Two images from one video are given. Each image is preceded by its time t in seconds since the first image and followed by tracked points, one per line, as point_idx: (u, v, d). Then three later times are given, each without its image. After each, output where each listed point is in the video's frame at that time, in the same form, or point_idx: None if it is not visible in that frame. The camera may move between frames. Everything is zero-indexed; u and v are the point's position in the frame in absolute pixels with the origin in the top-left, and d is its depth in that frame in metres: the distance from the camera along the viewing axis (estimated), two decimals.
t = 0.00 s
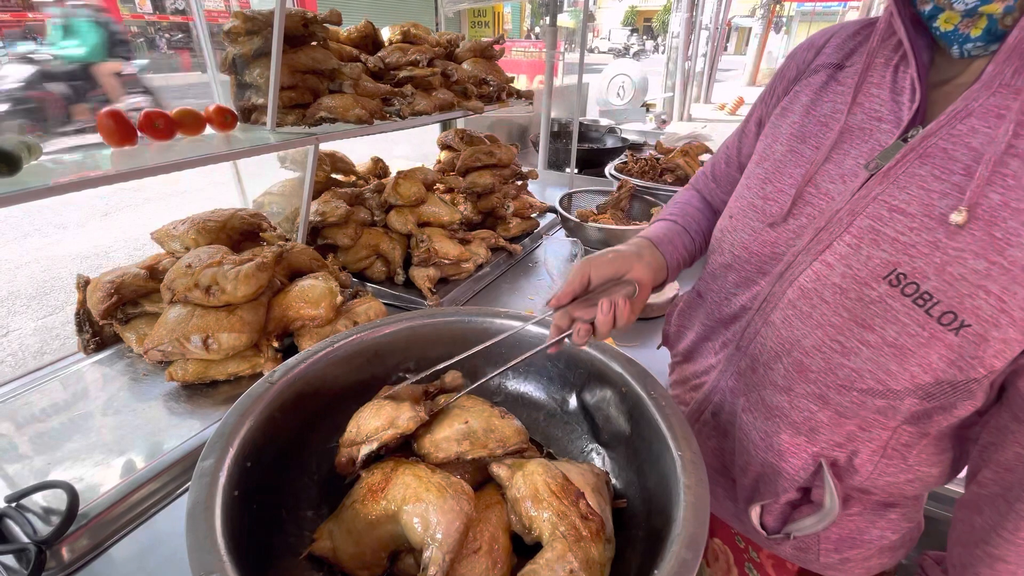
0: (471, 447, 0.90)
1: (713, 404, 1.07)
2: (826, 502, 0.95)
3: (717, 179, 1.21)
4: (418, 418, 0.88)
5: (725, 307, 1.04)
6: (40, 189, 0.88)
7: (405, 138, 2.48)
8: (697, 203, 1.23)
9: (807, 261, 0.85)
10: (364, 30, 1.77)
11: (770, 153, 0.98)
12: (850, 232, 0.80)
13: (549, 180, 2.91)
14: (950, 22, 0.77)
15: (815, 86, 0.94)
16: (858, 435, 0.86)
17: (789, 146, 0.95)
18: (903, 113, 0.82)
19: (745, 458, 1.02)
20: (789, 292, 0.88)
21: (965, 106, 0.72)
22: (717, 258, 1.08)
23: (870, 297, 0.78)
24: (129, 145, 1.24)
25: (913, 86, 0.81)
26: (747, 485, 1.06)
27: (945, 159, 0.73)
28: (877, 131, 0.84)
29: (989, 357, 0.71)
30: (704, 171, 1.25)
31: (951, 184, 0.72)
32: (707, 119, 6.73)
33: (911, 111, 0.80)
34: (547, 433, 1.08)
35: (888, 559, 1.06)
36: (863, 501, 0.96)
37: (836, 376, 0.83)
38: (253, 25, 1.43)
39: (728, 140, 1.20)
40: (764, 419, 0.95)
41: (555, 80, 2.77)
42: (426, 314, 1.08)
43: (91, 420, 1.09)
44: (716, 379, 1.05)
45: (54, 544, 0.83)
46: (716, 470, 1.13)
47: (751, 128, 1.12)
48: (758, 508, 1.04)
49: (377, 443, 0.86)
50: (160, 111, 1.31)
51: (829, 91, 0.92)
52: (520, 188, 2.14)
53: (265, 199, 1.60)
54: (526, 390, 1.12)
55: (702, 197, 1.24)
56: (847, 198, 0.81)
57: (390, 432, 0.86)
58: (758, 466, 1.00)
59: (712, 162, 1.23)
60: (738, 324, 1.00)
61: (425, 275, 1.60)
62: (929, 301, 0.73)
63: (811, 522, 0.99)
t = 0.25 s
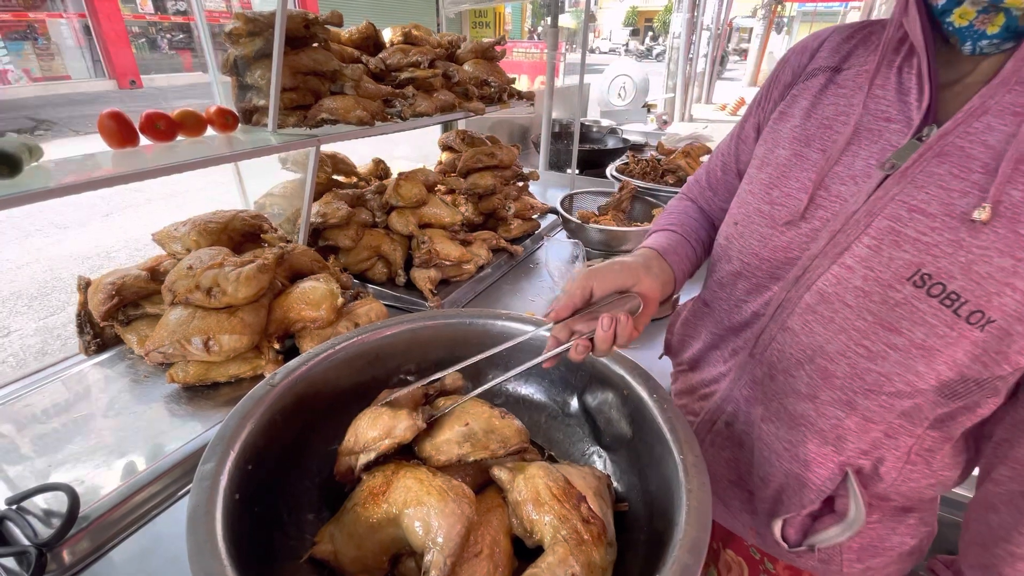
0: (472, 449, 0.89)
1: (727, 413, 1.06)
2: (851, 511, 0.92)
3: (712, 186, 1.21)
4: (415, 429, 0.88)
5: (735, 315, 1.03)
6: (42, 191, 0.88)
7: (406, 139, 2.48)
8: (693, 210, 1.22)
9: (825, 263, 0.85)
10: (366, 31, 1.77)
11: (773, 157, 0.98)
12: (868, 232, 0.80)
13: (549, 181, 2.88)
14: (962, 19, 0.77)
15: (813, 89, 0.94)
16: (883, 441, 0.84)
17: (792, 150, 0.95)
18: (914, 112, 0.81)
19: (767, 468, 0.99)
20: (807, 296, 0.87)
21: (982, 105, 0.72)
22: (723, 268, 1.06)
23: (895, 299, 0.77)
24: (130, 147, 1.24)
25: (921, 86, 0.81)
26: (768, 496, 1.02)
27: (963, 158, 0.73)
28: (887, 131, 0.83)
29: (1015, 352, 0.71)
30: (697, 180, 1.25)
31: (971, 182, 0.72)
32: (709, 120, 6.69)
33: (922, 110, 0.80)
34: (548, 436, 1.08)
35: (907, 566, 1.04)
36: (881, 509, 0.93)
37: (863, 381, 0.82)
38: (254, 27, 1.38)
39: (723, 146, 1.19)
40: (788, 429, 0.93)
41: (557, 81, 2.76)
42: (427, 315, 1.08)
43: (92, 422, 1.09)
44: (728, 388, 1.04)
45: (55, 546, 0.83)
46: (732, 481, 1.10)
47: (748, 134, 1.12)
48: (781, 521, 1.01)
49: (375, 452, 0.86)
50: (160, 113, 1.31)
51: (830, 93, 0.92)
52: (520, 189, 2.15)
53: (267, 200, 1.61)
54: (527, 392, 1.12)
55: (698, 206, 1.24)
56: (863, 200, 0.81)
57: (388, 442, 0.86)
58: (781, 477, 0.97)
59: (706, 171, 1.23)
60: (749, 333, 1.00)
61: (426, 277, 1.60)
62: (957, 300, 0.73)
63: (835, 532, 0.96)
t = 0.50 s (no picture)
0: (471, 448, 0.89)
1: (733, 414, 1.04)
2: (862, 510, 0.91)
3: (712, 187, 1.20)
4: (414, 428, 0.87)
5: (738, 314, 1.03)
6: (41, 188, 0.87)
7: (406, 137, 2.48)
8: (693, 213, 1.22)
9: (832, 260, 0.84)
10: (365, 29, 1.76)
11: (773, 155, 0.97)
12: (877, 229, 0.80)
13: (549, 180, 2.86)
14: (970, 16, 0.77)
15: (812, 86, 0.94)
16: (893, 437, 0.84)
17: (794, 146, 0.94)
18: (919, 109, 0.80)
19: (778, 471, 0.98)
20: (815, 294, 0.87)
21: (989, 100, 0.72)
22: (724, 266, 1.06)
23: (907, 295, 0.77)
24: (129, 145, 1.24)
25: (926, 81, 0.80)
26: (779, 499, 1.00)
27: (971, 152, 0.73)
28: (890, 127, 0.83)
29: None
30: (696, 181, 1.24)
31: (980, 176, 0.72)
32: (709, 119, 6.68)
33: (927, 107, 0.79)
34: (547, 436, 1.08)
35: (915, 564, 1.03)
36: (889, 507, 0.93)
37: (875, 377, 0.81)
38: (253, 25, 1.39)
39: (722, 145, 1.18)
40: (799, 429, 0.92)
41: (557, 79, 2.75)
42: (425, 315, 1.07)
43: (91, 420, 1.09)
44: (733, 390, 1.03)
45: (53, 545, 0.83)
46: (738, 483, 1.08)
47: (746, 132, 1.12)
48: (793, 525, 0.99)
49: (374, 452, 0.86)
50: (159, 111, 1.31)
51: (829, 90, 0.92)
52: (520, 188, 2.14)
53: (266, 199, 1.60)
54: (526, 392, 1.12)
55: (698, 207, 1.23)
56: (870, 196, 0.81)
57: (387, 442, 0.86)
58: (794, 479, 0.95)
59: (704, 171, 1.22)
60: (751, 333, 1.00)
61: (426, 275, 1.60)
62: (968, 294, 0.72)
63: (847, 533, 0.95)
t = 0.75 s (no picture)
0: (472, 448, 0.89)
1: (735, 413, 1.04)
2: (866, 508, 0.91)
3: (721, 183, 1.19)
4: (415, 425, 0.87)
5: (739, 310, 1.02)
6: (41, 188, 0.87)
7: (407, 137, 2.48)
8: (700, 208, 1.20)
9: (836, 258, 0.84)
10: (366, 29, 1.76)
11: (784, 151, 0.96)
12: (881, 229, 0.80)
13: (549, 180, 2.86)
14: (957, 28, 0.78)
15: (824, 86, 0.94)
16: (897, 434, 0.83)
17: (806, 143, 0.93)
18: (925, 113, 0.81)
19: (781, 468, 0.97)
20: (818, 292, 0.86)
21: (994, 107, 0.72)
22: (728, 257, 1.05)
23: (910, 294, 0.76)
24: (129, 144, 1.24)
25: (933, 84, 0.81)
26: (782, 496, 1.00)
27: (975, 156, 0.73)
28: (898, 129, 0.83)
29: None
30: (705, 177, 1.23)
31: (983, 178, 0.72)
32: (710, 119, 6.69)
33: (933, 112, 0.79)
34: (547, 436, 1.08)
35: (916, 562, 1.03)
36: (891, 505, 0.93)
37: (879, 375, 0.81)
38: (254, 24, 1.38)
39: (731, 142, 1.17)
40: (802, 426, 0.92)
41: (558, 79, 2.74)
42: (426, 315, 1.07)
43: (92, 420, 1.09)
44: (736, 387, 1.02)
45: (53, 544, 0.83)
46: (741, 481, 1.08)
47: (757, 129, 1.10)
48: (796, 522, 0.98)
49: (375, 451, 0.86)
50: (161, 111, 1.31)
51: (842, 90, 0.92)
52: (521, 187, 2.14)
53: (267, 199, 1.59)
54: (527, 391, 1.12)
55: (705, 203, 1.21)
56: (876, 196, 0.81)
57: (388, 441, 0.85)
58: (796, 476, 0.95)
59: (713, 167, 1.21)
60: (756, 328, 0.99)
61: (426, 275, 1.60)
62: (971, 294, 0.72)
63: (850, 531, 0.94)
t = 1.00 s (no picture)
0: (471, 448, 0.89)
1: (732, 410, 1.04)
2: (859, 504, 0.91)
3: (726, 183, 1.19)
4: (415, 428, 0.87)
5: (736, 306, 1.03)
6: (43, 189, 0.88)
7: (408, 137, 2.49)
8: (704, 210, 1.19)
9: (828, 256, 0.85)
10: (367, 29, 1.76)
11: (785, 150, 0.97)
12: (872, 227, 0.80)
13: (549, 180, 2.86)
14: (937, 34, 0.82)
15: (828, 87, 0.94)
16: (890, 429, 0.83)
17: (807, 142, 0.93)
18: (917, 114, 0.81)
19: (775, 463, 0.97)
20: (811, 289, 0.87)
21: (982, 107, 0.72)
22: (728, 252, 1.05)
23: (899, 290, 0.77)
24: (130, 146, 1.24)
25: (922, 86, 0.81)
26: (776, 490, 1.00)
27: (962, 154, 0.73)
28: (891, 129, 0.84)
29: (1014, 345, 0.70)
30: (710, 178, 1.22)
31: (971, 177, 0.72)
32: (711, 119, 6.69)
33: (925, 111, 0.80)
34: (548, 436, 1.08)
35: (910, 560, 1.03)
36: (886, 502, 0.93)
37: (870, 369, 0.81)
38: (255, 25, 1.38)
39: (736, 142, 1.16)
40: (796, 421, 0.92)
41: (558, 80, 2.75)
42: (426, 315, 1.08)
43: (93, 420, 1.09)
44: (733, 385, 1.02)
45: (55, 545, 0.83)
46: (737, 476, 1.09)
47: (765, 129, 1.10)
48: (790, 516, 0.99)
49: (375, 452, 0.86)
50: (161, 112, 1.31)
51: (843, 91, 0.92)
52: (521, 188, 2.15)
53: (267, 199, 1.59)
54: (527, 392, 1.12)
55: (711, 203, 1.21)
56: (868, 194, 0.81)
57: (388, 442, 0.86)
58: (790, 470, 0.95)
59: (718, 167, 1.20)
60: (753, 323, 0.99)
61: (426, 275, 1.60)
62: (958, 290, 0.72)
63: (842, 526, 0.95)
